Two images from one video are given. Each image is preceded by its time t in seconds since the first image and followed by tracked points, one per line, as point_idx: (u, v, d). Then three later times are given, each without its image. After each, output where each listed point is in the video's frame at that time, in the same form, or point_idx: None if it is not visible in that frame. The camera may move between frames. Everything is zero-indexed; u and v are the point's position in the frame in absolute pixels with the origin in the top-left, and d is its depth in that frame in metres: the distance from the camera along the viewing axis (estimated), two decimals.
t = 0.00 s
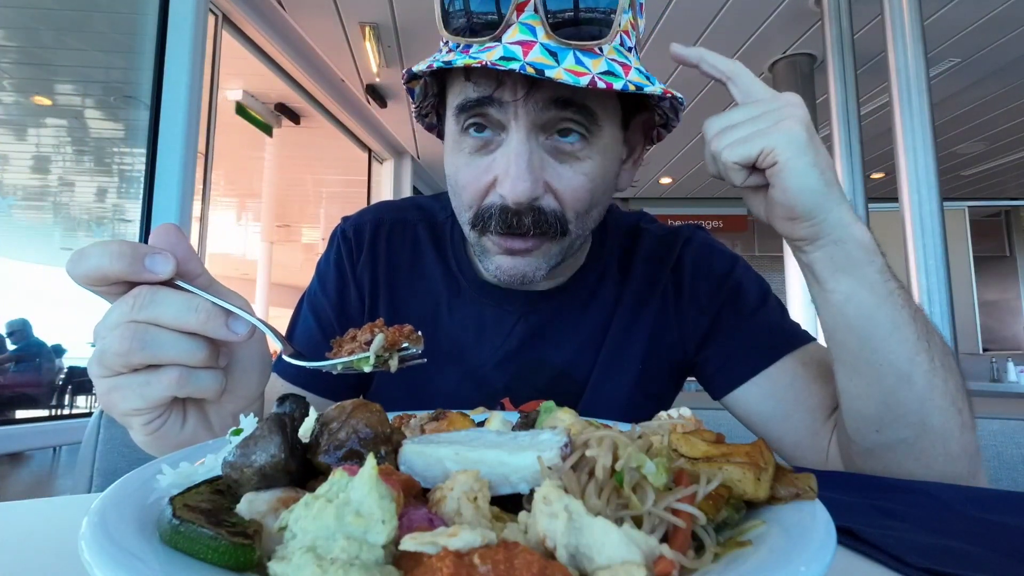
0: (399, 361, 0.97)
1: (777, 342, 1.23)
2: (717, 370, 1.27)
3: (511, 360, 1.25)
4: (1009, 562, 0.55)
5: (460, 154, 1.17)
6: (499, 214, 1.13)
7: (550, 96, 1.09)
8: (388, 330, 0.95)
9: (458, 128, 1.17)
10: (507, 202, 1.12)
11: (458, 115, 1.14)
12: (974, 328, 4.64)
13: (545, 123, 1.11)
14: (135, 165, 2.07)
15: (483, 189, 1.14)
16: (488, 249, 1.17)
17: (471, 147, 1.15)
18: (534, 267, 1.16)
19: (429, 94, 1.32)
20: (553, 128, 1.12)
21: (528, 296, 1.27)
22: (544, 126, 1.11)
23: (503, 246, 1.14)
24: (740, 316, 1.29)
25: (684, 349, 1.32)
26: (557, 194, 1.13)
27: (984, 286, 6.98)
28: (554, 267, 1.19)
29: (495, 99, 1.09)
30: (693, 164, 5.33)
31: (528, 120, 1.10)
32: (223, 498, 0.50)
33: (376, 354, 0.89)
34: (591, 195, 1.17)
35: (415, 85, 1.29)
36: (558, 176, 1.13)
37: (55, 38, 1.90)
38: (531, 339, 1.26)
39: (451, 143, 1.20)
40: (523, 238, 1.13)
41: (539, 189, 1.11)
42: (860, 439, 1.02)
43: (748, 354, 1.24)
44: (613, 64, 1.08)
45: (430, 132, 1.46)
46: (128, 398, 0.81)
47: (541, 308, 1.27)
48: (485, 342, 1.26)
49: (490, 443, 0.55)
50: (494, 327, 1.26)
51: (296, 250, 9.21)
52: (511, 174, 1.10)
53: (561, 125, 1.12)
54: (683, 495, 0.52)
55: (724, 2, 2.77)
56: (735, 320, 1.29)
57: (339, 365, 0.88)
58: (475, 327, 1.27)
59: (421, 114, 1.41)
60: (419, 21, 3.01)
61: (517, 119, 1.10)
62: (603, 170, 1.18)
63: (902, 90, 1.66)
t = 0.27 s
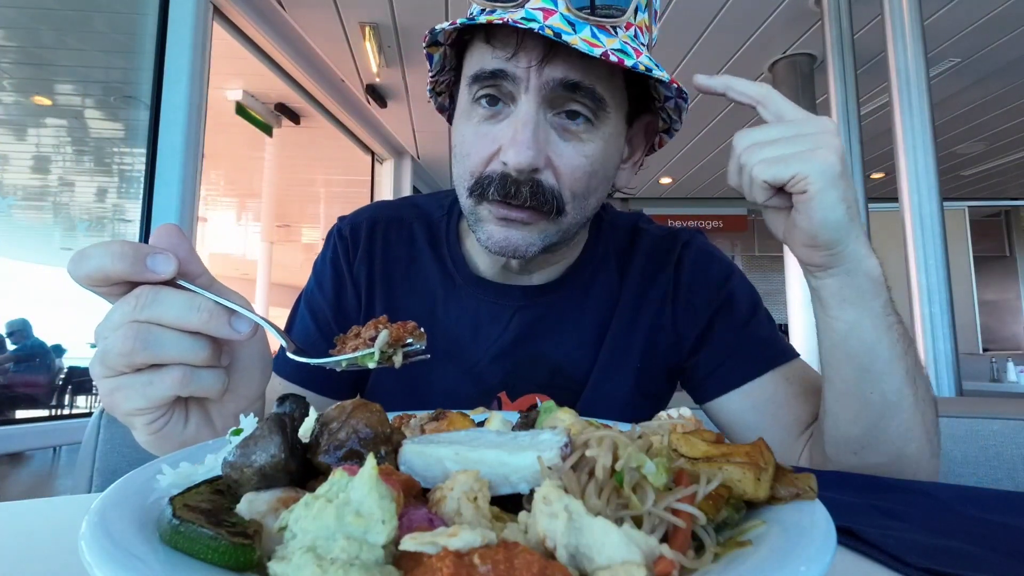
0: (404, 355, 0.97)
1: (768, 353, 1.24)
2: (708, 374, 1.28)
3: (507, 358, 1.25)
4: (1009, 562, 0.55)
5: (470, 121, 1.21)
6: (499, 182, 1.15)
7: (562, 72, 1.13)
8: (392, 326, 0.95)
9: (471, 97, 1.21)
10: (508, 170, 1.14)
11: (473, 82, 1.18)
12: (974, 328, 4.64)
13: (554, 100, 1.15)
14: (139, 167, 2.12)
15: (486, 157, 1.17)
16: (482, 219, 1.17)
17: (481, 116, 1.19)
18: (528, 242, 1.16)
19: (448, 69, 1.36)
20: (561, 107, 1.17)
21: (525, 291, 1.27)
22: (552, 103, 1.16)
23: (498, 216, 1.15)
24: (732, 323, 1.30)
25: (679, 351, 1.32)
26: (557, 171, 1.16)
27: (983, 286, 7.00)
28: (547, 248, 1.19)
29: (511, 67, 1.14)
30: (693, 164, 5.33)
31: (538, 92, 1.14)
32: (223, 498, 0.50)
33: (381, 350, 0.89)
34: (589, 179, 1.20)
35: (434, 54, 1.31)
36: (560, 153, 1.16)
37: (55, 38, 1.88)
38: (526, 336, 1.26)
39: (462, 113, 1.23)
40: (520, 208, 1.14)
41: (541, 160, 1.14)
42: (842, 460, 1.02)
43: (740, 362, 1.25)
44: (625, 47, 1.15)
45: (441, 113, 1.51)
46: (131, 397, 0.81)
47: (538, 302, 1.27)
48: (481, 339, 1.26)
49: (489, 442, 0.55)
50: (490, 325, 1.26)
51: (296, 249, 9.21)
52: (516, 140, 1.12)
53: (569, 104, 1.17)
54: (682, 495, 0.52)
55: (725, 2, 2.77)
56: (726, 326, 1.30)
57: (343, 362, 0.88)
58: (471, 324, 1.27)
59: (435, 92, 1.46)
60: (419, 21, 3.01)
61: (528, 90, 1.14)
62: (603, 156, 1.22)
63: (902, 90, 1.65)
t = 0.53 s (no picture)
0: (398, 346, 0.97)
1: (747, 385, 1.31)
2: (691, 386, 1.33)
3: (502, 354, 1.25)
4: (1009, 562, 0.55)
5: (471, 108, 1.20)
6: (506, 164, 1.14)
7: (569, 53, 1.15)
8: (386, 316, 0.95)
9: (472, 84, 1.20)
10: (516, 152, 1.14)
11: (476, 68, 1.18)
12: (974, 328, 4.64)
13: (560, 83, 1.16)
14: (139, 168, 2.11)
15: (492, 140, 1.16)
16: (485, 202, 1.17)
17: (484, 101, 1.19)
18: (536, 224, 1.15)
19: (446, 58, 1.35)
20: (566, 90, 1.18)
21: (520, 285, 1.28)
22: (558, 87, 1.17)
23: (505, 198, 1.15)
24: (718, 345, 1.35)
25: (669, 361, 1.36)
26: (563, 153, 1.17)
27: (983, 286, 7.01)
28: (555, 232, 1.19)
29: (516, 50, 1.14)
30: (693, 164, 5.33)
31: (545, 75, 1.15)
32: (223, 498, 0.50)
33: (375, 341, 0.89)
34: (594, 162, 1.21)
35: (435, 41, 1.30)
36: (566, 136, 1.17)
37: (55, 38, 1.88)
38: (522, 333, 1.27)
39: (462, 99, 1.23)
40: (528, 189, 1.14)
41: (548, 143, 1.14)
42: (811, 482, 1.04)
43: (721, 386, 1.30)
44: (628, 34, 1.17)
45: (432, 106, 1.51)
46: (129, 396, 0.81)
47: (533, 298, 1.28)
48: (477, 334, 1.27)
49: (489, 443, 0.55)
50: (485, 323, 1.27)
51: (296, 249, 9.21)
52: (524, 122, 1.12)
53: (574, 87, 1.18)
54: (683, 495, 0.52)
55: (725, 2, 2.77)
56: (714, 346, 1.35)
57: (339, 353, 0.88)
58: (467, 321, 1.27)
59: (430, 83, 1.44)
60: (419, 21, 3.01)
61: (535, 72, 1.15)
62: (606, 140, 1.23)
63: (902, 90, 1.65)
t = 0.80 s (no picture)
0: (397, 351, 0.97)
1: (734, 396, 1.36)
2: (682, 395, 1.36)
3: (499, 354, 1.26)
4: (1009, 562, 0.55)
5: (472, 112, 1.20)
6: (509, 170, 1.14)
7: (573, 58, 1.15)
8: (386, 321, 0.95)
9: (473, 88, 1.20)
10: (519, 158, 1.14)
11: (478, 72, 1.17)
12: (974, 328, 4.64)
13: (563, 87, 1.17)
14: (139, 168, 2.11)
15: (494, 145, 1.16)
16: (487, 208, 1.17)
17: (485, 105, 1.18)
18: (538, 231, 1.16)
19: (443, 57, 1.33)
20: (568, 95, 1.18)
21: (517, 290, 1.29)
22: (561, 92, 1.17)
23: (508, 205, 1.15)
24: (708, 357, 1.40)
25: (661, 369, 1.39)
26: (566, 159, 1.17)
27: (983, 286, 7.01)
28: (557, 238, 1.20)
29: (519, 55, 1.14)
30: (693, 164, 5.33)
31: (549, 81, 1.15)
32: (223, 498, 0.50)
33: (375, 345, 0.89)
34: (595, 167, 1.22)
35: (433, 41, 1.28)
36: (569, 141, 1.17)
37: (55, 38, 1.89)
38: (519, 333, 1.27)
39: (462, 103, 1.22)
40: (532, 196, 1.14)
41: (552, 150, 1.14)
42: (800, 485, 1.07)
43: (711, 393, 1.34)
44: (633, 37, 1.18)
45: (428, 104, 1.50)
46: (129, 397, 0.81)
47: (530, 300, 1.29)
48: (475, 334, 1.27)
49: (489, 443, 0.55)
50: (481, 323, 1.27)
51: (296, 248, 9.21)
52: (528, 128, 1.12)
53: (576, 92, 1.18)
54: (683, 495, 0.52)
55: (725, 2, 2.77)
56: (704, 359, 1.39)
57: (339, 357, 0.88)
58: (463, 321, 1.27)
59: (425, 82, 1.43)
60: (420, 21, 3.01)
61: (539, 77, 1.15)
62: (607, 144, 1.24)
63: (902, 90, 1.66)
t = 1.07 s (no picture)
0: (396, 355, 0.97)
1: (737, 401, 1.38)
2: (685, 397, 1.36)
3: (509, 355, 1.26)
4: (1009, 562, 0.55)
5: (475, 109, 1.20)
6: (513, 168, 1.14)
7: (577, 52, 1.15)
8: (384, 326, 0.95)
9: (476, 85, 1.20)
10: (522, 156, 1.13)
11: (481, 68, 1.17)
12: (974, 327, 4.65)
13: (567, 82, 1.16)
14: (138, 168, 2.10)
15: (497, 143, 1.16)
16: (490, 208, 1.17)
17: (488, 102, 1.18)
18: (541, 230, 1.16)
19: (446, 55, 1.34)
20: (573, 91, 1.18)
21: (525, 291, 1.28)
22: (566, 87, 1.17)
23: (511, 204, 1.15)
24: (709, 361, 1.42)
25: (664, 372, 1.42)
26: (570, 155, 1.16)
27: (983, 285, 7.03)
28: (560, 236, 1.20)
29: (522, 50, 1.14)
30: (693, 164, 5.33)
31: (553, 76, 1.15)
32: (223, 498, 0.50)
33: (372, 350, 0.88)
34: (600, 163, 1.22)
35: (437, 39, 1.29)
36: (573, 138, 1.17)
37: (55, 38, 1.89)
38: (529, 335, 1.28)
39: (466, 101, 1.22)
40: (535, 194, 1.14)
41: (556, 146, 1.14)
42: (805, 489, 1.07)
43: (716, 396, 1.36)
44: (638, 30, 1.18)
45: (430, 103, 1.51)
46: (128, 398, 0.81)
47: (541, 300, 1.29)
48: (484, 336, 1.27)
49: (489, 443, 0.55)
50: (490, 324, 1.28)
51: (296, 248, 9.21)
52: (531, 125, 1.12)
53: (580, 88, 1.18)
54: (682, 495, 0.52)
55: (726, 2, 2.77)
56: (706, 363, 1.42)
57: (336, 361, 0.88)
58: (473, 322, 1.27)
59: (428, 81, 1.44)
60: (419, 21, 3.01)
61: (542, 72, 1.14)
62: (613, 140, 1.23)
63: (902, 90, 1.66)
